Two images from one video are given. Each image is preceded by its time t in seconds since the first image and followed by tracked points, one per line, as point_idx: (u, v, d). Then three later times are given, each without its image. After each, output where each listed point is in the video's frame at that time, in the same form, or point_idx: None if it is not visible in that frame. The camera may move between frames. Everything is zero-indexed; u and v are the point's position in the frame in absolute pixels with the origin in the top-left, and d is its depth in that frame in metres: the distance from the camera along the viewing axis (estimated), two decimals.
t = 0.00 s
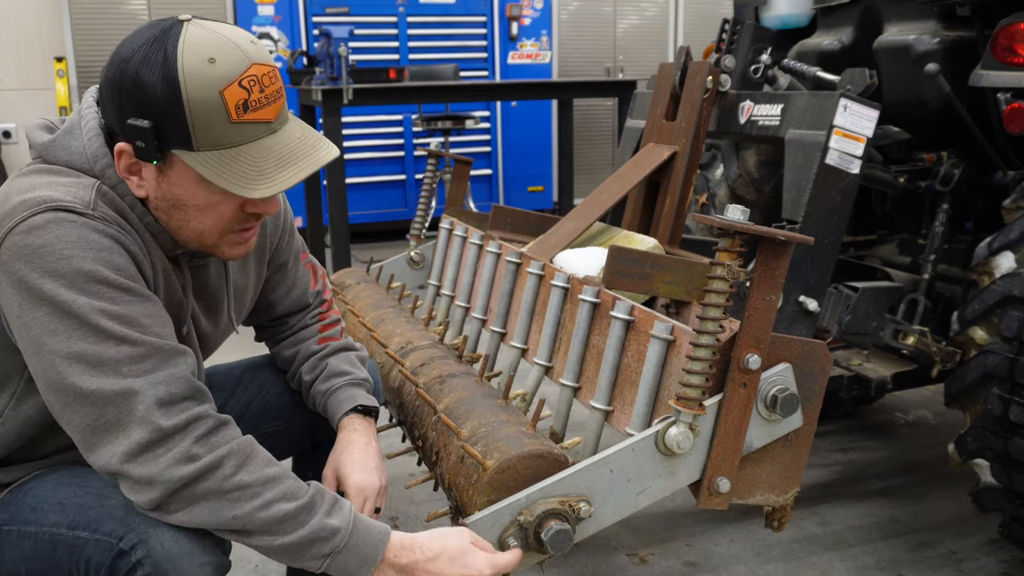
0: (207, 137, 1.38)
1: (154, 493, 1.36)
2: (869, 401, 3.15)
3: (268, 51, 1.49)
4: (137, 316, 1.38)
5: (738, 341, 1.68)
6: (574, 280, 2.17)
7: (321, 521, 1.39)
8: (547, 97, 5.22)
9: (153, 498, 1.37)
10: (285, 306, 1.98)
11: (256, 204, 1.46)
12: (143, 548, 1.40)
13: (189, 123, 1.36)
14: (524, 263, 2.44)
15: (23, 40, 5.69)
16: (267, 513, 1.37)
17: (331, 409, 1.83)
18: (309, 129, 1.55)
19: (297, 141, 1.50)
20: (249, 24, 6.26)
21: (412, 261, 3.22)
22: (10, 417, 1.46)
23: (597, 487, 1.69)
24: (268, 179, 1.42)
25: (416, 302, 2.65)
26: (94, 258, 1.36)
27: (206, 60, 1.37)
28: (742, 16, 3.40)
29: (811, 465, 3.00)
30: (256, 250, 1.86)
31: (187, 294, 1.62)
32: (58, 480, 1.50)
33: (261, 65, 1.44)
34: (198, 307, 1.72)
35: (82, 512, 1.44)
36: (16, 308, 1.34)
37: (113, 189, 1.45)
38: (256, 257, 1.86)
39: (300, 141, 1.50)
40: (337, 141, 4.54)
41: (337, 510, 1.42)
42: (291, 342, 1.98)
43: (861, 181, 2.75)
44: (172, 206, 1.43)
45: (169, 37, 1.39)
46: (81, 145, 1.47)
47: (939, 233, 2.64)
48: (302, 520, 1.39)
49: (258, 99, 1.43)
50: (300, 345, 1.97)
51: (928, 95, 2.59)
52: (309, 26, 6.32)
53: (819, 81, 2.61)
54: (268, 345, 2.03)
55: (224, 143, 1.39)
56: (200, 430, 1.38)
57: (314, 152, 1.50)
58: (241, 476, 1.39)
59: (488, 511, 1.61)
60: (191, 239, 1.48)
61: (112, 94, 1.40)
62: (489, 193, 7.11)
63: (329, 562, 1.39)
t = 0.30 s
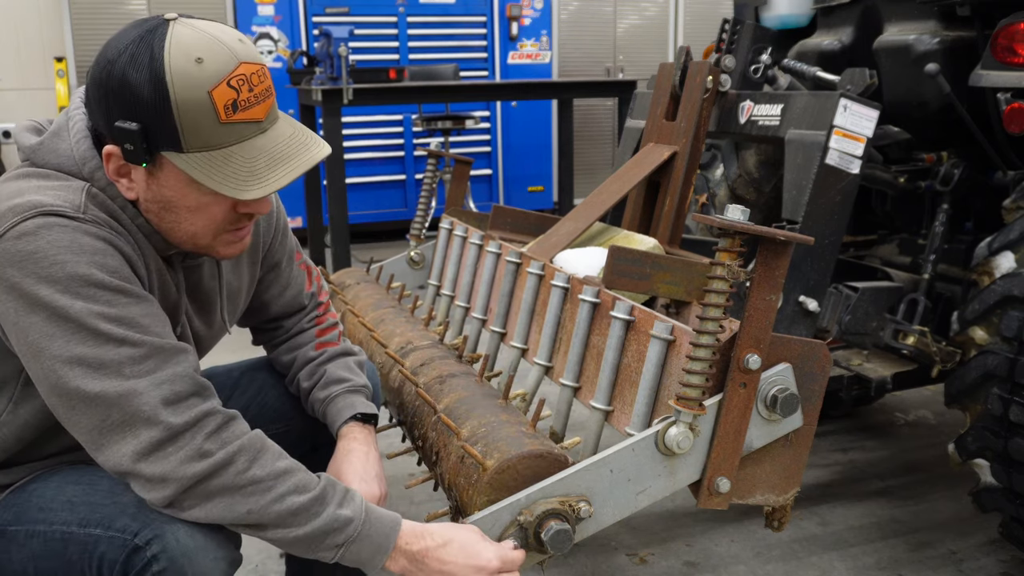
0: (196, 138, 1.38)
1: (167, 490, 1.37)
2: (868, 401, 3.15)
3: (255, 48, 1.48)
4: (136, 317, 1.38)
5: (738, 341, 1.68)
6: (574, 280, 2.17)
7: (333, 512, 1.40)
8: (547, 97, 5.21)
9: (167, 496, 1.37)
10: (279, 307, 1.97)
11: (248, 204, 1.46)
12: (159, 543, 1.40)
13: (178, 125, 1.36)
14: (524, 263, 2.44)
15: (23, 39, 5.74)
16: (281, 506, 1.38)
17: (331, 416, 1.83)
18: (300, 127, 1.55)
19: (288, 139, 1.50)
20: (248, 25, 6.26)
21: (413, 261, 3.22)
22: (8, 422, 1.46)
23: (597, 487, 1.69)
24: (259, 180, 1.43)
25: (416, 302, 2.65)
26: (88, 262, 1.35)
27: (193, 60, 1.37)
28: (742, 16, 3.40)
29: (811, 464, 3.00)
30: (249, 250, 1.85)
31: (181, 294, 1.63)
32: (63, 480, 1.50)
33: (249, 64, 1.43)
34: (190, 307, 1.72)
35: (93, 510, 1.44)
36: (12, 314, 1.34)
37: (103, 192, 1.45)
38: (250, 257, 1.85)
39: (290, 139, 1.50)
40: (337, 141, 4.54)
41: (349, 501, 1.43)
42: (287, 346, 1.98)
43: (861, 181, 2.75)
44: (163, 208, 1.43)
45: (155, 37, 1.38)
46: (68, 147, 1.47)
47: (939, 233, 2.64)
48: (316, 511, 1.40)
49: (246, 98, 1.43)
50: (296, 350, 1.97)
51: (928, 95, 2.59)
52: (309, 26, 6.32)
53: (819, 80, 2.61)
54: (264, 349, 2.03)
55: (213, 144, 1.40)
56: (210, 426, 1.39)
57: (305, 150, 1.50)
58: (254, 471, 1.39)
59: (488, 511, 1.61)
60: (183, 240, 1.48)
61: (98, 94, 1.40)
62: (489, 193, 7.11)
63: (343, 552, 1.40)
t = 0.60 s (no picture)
0: (190, 144, 1.38)
1: (170, 491, 1.37)
2: (868, 401, 3.15)
3: (248, 50, 1.48)
4: (133, 318, 1.38)
5: (738, 341, 1.68)
6: (574, 280, 2.17)
7: (337, 508, 1.40)
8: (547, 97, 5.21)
9: (170, 496, 1.37)
10: (280, 309, 1.97)
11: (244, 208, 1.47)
12: (163, 541, 1.40)
13: (171, 131, 1.36)
14: (524, 263, 2.44)
15: (23, 39, 5.80)
16: (284, 504, 1.38)
17: (331, 419, 1.83)
18: (295, 130, 1.55)
19: (282, 143, 1.50)
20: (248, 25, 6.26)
21: (413, 261, 3.22)
22: (7, 424, 1.46)
23: (597, 486, 1.69)
24: (253, 185, 1.43)
25: (416, 302, 2.65)
26: (83, 265, 1.35)
27: (184, 65, 1.37)
28: (742, 16, 3.40)
29: (811, 464, 3.00)
30: (249, 252, 1.85)
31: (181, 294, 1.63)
32: (65, 480, 1.50)
33: (241, 67, 1.43)
34: (189, 309, 1.73)
35: (96, 510, 1.44)
36: (7, 317, 1.34)
37: (97, 195, 1.45)
38: (250, 259, 1.85)
39: (285, 143, 1.50)
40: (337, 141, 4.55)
41: (353, 497, 1.43)
42: (289, 348, 1.98)
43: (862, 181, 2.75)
44: (158, 212, 1.44)
45: (146, 41, 1.38)
46: (63, 149, 1.47)
47: (939, 233, 2.64)
48: (320, 508, 1.40)
49: (239, 103, 1.42)
50: (299, 352, 1.97)
51: (928, 95, 2.59)
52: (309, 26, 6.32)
53: (819, 80, 2.61)
54: (268, 350, 2.03)
55: (207, 149, 1.39)
56: (211, 426, 1.39)
57: (300, 154, 1.50)
58: (257, 470, 1.40)
59: (488, 511, 1.61)
60: (179, 244, 1.48)
61: (91, 100, 1.40)
62: (489, 193, 7.11)
63: (348, 547, 1.41)
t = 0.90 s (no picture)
0: (190, 150, 1.38)
1: (162, 498, 1.37)
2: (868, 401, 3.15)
3: (249, 54, 1.47)
4: (132, 321, 1.37)
5: (738, 341, 1.68)
6: (574, 280, 2.17)
7: (334, 506, 1.40)
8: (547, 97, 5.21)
9: (163, 503, 1.37)
10: (281, 309, 1.97)
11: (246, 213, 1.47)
12: (171, 539, 1.41)
13: (171, 137, 1.36)
14: (524, 263, 2.44)
15: (22, 41, 5.83)
16: (278, 507, 1.38)
17: (332, 419, 1.83)
18: (296, 134, 1.55)
19: (284, 148, 1.49)
20: (248, 24, 6.26)
21: (413, 261, 3.22)
22: (11, 424, 1.45)
23: (597, 487, 1.69)
24: (254, 191, 1.43)
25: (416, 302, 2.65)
26: (83, 266, 1.35)
27: (184, 71, 1.36)
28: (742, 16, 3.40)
29: (811, 465, 3.00)
30: (251, 253, 1.85)
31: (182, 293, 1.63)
32: (73, 478, 1.50)
33: (242, 72, 1.42)
34: (191, 311, 1.73)
35: (105, 508, 1.44)
36: (7, 318, 1.33)
37: (99, 197, 1.45)
38: (251, 260, 1.86)
39: (286, 148, 1.50)
40: (337, 141, 4.55)
41: (351, 492, 1.43)
42: (290, 348, 1.98)
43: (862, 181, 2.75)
44: (160, 218, 1.44)
45: (146, 47, 1.37)
46: (64, 150, 1.48)
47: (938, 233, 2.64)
48: (317, 506, 1.40)
49: (240, 108, 1.42)
50: (299, 352, 1.97)
51: (929, 94, 2.60)
52: (309, 26, 6.32)
53: (819, 80, 2.61)
54: (267, 349, 2.03)
55: (208, 155, 1.40)
56: (200, 433, 1.37)
57: (301, 159, 1.50)
58: (247, 475, 1.39)
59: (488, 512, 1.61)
60: (182, 249, 1.48)
61: (91, 106, 1.40)
62: (489, 193, 7.11)
63: (350, 544, 1.41)
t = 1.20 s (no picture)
0: (200, 138, 1.38)
1: (143, 495, 1.36)
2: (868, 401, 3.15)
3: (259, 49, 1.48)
4: (126, 316, 1.37)
5: (738, 341, 1.68)
6: (574, 280, 2.17)
7: (321, 490, 1.37)
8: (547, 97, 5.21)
9: (145, 500, 1.37)
10: (281, 309, 1.97)
11: (253, 204, 1.47)
12: (160, 540, 1.41)
13: (182, 125, 1.36)
14: (524, 263, 2.44)
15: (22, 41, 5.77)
16: (264, 497, 1.37)
17: (330, 414, 1.82)
18: (303, 128, 1.55)
19: (292, 139, 1.50)
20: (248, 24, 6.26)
21: (413, 261, 3.22)
22: (8, 418, 1.45)
23: (597, 487, 1.69)
24: (262, 180, 1.43)
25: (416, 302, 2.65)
26: (82, 259, 1.35)
27: (197, 61, 1.37)
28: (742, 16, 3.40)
29: (811, 465, 3.00)
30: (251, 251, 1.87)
31: (182, 293, 1.63)
32: (64, 479, 1.50)
33: (253, 64, 1.43)
34: (192, 307, 1.72)
35: (94, 509, 1.44)
36: (5, 308, 1.34)
37: (103, 189, 1.45)
38: (251, 261, 1.86)
39: (293, 140, 1.50)
40: (337, 141, 4.55)
41: (337, 476, 1.40)
42: (289, 347, 1.98)
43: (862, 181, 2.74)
44: (168, 208, 1.44)
45: (158, 39, 1.38)
46: (71, 144, 1.47)
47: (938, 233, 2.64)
48: (304, 492, 1.38)
49: (250, 99, 1.43)
50: (298, 349, 1.97)
51: (929, 95, 2.60)
52: (309, 26, 6.32)
53: (819, 80, 2.61)
54: (267, 348, 2.03)
55: (217, 144, 1.40)
56: (185, 431, 1.36)
57: (308, 151, 1.50)
58: (231, 468, 1.38)
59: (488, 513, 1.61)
60: (188, 240, 1.48)
61: (104, 96, 1.40)
62: (489, 193, 7.11)
63: (342, 527, 1.37)
